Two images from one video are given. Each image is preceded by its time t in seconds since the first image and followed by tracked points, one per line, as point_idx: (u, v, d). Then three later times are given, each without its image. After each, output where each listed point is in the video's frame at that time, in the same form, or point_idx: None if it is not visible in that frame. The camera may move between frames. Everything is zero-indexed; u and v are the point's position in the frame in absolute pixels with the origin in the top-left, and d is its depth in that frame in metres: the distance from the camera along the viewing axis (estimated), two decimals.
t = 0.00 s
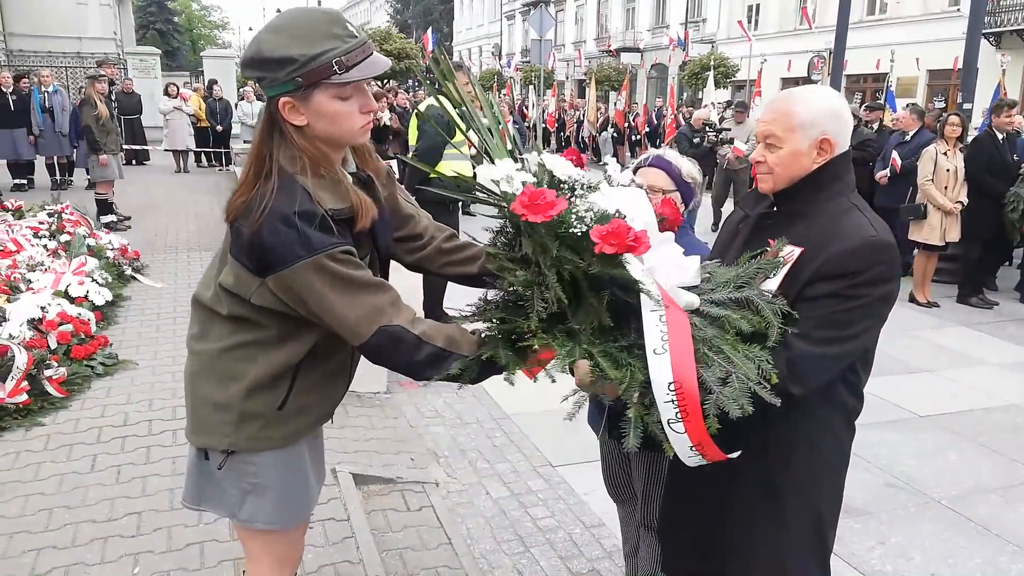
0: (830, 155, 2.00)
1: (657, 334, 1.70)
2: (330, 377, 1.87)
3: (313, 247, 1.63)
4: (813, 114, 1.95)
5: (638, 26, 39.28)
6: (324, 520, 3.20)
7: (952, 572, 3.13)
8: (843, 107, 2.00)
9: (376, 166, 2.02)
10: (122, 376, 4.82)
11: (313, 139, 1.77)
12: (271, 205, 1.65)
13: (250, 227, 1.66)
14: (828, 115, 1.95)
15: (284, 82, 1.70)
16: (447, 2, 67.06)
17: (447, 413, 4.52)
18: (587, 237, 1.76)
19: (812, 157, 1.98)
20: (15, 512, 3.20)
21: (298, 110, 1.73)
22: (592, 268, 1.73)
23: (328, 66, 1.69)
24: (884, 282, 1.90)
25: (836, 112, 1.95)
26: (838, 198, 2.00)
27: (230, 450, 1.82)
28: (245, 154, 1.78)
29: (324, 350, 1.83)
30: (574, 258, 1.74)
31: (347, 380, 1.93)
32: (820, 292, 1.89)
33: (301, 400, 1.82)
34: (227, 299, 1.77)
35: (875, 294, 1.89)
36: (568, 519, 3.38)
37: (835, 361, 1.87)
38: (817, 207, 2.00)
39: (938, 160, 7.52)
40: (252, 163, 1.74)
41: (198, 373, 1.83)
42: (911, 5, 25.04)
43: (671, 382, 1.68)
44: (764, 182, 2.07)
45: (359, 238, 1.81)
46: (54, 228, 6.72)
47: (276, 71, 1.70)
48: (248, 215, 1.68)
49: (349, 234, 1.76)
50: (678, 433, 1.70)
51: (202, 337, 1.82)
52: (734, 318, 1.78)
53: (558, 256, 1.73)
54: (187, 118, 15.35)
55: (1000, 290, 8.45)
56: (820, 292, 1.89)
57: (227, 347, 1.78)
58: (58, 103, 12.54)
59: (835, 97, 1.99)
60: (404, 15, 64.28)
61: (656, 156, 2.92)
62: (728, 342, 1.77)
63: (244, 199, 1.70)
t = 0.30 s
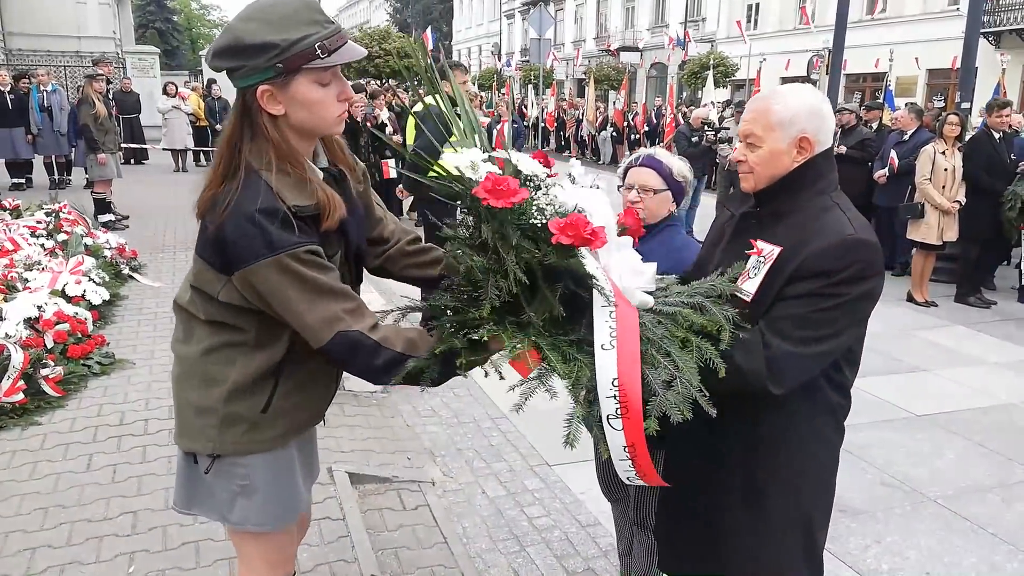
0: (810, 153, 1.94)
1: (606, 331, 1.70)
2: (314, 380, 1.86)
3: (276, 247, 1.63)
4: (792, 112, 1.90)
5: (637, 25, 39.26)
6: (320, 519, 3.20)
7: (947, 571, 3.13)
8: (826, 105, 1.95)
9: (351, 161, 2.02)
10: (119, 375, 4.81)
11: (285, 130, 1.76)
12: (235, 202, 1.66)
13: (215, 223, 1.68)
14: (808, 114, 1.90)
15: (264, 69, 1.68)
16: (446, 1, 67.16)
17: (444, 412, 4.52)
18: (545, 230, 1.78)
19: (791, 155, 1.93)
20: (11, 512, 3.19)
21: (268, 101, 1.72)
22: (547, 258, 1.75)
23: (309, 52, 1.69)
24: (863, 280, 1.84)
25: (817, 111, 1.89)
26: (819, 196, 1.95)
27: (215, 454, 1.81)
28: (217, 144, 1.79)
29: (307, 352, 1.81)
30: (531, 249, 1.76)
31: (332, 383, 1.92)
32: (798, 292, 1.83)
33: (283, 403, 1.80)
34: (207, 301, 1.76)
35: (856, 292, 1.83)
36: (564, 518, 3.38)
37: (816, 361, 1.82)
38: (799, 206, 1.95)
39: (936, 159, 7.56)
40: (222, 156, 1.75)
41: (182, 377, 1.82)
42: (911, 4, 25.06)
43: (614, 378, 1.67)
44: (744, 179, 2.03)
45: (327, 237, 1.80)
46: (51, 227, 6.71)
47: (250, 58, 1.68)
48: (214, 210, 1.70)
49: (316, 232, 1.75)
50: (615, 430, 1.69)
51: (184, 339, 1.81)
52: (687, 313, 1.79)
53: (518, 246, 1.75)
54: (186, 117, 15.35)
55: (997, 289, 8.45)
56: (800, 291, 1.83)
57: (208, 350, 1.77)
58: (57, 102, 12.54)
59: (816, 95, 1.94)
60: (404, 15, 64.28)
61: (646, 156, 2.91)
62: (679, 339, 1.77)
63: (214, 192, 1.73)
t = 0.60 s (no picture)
0: (791, 153, 1.90)
1: (572, 339, 1.75)
2: (298, 378, 1.86)
3: (260, 229, 1.63)
4: (770, 112, 1.87)
5: (635, 24, 39.28)
6: (316, 518, 3.21)
7: (940, 569, 3.14)
8: (806, 106, 1.91)
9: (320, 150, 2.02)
10: (115, 375, 4.81)
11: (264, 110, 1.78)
12: (218, 184, 1.66)
13: (194, 212, 1.67)
14: (788, 112, 1.87)
15: (244, 44, 1.71)
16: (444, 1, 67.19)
17: (440, 411, 4.52)
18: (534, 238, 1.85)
19: (772, 156, 1.90)
20: (6, 511, 3.20)
21: (247, 79, 1.74)
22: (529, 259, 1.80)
23: (289, 24, 1.72)
24: (850, 282, 1.75)
25: (794, 110, 1.87)
26: (802, 197, 1.90)
27: (208, 461, 1.80)
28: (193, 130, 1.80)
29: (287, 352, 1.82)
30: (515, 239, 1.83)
31: (318, 381, 1.92)
32: (795, 303, 1.76)
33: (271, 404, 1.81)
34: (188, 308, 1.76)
35: (851, 296, 1.76)
36: (560, 517, 3.39)
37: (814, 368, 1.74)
38: (780, 206, 1.90)
39: (932, 158, 7.58)
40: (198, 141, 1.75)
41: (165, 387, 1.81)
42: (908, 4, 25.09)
43: (569, 387, 1.70)
44: (725, 181, 1.99)
45: (308, 220, 1.80)
46: (48, 227, 6.70)
47: (230, 36, 1.70)
48: (193, 196, 1.70)
49: (296, 214, 1.75)
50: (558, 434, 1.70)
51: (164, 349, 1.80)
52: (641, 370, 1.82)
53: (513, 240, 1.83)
54: (184, 116, 15.34)
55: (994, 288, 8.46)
56: (797, 300, 1.75)
57: (192, 354, 1.77)
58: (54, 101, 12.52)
59: (795, 95, 1.91)
60: (402, 14, 64.23)
61: (638, 156, 2.90)
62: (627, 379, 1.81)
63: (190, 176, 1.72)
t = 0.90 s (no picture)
0: (769, 155, 1.90)
1: (619, 364, 1.80)
2: (271, 401, 1.82)
3: (293, 263, 1.62)
4: (744, 114, 1.88)
5: (632, 25, 39.30)
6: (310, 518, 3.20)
7: (934, 567, 3.16)
8: (783, 108, 1.91)
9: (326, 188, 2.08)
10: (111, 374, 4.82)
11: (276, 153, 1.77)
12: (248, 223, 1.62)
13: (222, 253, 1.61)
14: (763, 113, 1.87)
15: (254, 91, 1.70)
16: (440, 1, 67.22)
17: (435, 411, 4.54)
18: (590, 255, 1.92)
19: (749, 157, 1.90)
20: (2, 511, 3.20)
21: (261, 122, 1.73)
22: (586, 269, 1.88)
23: (294, 67, 1.72)
24: (840, 287, 1.76)
25: (768, 111, 1.87)
26: (783, 197, 1.90)
27: (166, 479, 1.77)
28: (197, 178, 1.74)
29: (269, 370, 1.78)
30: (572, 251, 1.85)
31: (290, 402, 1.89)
32: (788, 313, 1.77)
33: (241, 424, 1.77)
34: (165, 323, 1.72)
35: (840, 300, 1.76)
36: (555, 515, 3.40)
37: (818, 376, 1.75)
38: (762, 208, 1.91)
39: (927, 158, 7.59)
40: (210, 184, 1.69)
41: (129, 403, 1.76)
42: (904, 4, 25.13)
43: (618, 410, 1.75)
44: (705, 184, 2.00)
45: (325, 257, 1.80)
46: (44, 227, 6.70)
47: (240, 84, 1.69)
48: (215, 236, 1.62)
49: (317, 251, 1.74)
50: (606, 457, 1.72)
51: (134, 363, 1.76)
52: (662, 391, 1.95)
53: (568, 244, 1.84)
54: (180, 116, 15.33)
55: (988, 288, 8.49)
56: (790, 308, 1.76)
57: (163, 370, 1.72)
58: (50, 101, 12.50)
59: (771, 95, 1.91)
60: (398, 14, 64.15)
61: (628, 156, 2.95)
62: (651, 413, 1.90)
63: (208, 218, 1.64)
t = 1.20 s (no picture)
0: (754, 157, 1.91)
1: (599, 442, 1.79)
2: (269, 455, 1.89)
3: (318, 352, 1.74)
4: (728, 116, 1.88)
5: (627, 24, 39.33)
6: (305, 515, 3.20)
7: (926, 564, 3.17)
8: (769, 106, 1.91)
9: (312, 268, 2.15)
10: (105, 374, 4.81)
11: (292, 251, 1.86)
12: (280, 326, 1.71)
13: (252, 354, 1.70)
14: (748, 116, 1.87)
15: (277, 199, 1.80)
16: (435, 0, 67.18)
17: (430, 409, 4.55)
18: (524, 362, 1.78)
19: (735, 159, 1.91)
20: None
21: (283, 226, 1.83)
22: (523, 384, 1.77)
23: (313, 173, 1.86)
24: (828, 287, 1.76)
25: (752, 113, 1.87)
26: (772, 198, 1.90)
27: (199, 550, 1.80)
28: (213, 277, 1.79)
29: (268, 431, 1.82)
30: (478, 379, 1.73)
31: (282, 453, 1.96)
32: (780, 320, 1.77)
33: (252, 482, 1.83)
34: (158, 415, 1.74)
35: (831, 303, 1.76)
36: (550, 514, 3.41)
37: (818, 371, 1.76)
38: (752, 209, 1.91)
39: (920, 157, 7.61)
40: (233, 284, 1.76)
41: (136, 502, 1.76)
42: (898, 4, 25.21)
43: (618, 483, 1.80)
44: (694, 185, 2.02)
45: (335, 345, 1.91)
46: (37, 226, 6.68)
47: (266, 191, 1.79)
48: (244, 339, 1.70)
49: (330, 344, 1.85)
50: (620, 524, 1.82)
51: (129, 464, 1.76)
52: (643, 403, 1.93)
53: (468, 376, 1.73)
54: (174, 115, 15.28)
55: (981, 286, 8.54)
56: (783, 315, 1.77)
57: (164, 460, 1.73)
58: (43, 100, 12.47)
59: (757, 94, 1.90)
60: (394, 13, 64.06)
61: (613, 156, 2.79)
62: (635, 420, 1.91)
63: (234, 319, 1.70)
